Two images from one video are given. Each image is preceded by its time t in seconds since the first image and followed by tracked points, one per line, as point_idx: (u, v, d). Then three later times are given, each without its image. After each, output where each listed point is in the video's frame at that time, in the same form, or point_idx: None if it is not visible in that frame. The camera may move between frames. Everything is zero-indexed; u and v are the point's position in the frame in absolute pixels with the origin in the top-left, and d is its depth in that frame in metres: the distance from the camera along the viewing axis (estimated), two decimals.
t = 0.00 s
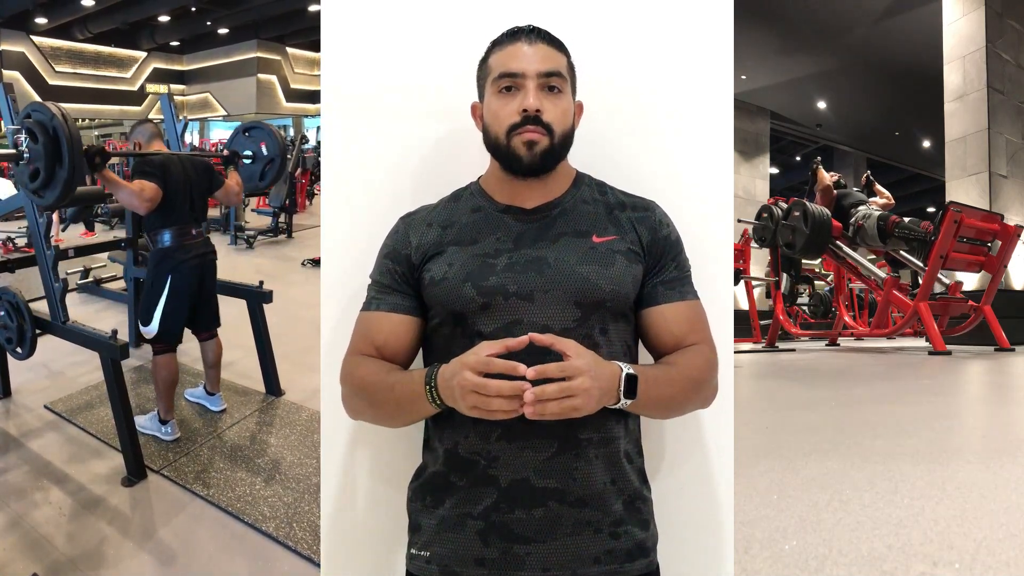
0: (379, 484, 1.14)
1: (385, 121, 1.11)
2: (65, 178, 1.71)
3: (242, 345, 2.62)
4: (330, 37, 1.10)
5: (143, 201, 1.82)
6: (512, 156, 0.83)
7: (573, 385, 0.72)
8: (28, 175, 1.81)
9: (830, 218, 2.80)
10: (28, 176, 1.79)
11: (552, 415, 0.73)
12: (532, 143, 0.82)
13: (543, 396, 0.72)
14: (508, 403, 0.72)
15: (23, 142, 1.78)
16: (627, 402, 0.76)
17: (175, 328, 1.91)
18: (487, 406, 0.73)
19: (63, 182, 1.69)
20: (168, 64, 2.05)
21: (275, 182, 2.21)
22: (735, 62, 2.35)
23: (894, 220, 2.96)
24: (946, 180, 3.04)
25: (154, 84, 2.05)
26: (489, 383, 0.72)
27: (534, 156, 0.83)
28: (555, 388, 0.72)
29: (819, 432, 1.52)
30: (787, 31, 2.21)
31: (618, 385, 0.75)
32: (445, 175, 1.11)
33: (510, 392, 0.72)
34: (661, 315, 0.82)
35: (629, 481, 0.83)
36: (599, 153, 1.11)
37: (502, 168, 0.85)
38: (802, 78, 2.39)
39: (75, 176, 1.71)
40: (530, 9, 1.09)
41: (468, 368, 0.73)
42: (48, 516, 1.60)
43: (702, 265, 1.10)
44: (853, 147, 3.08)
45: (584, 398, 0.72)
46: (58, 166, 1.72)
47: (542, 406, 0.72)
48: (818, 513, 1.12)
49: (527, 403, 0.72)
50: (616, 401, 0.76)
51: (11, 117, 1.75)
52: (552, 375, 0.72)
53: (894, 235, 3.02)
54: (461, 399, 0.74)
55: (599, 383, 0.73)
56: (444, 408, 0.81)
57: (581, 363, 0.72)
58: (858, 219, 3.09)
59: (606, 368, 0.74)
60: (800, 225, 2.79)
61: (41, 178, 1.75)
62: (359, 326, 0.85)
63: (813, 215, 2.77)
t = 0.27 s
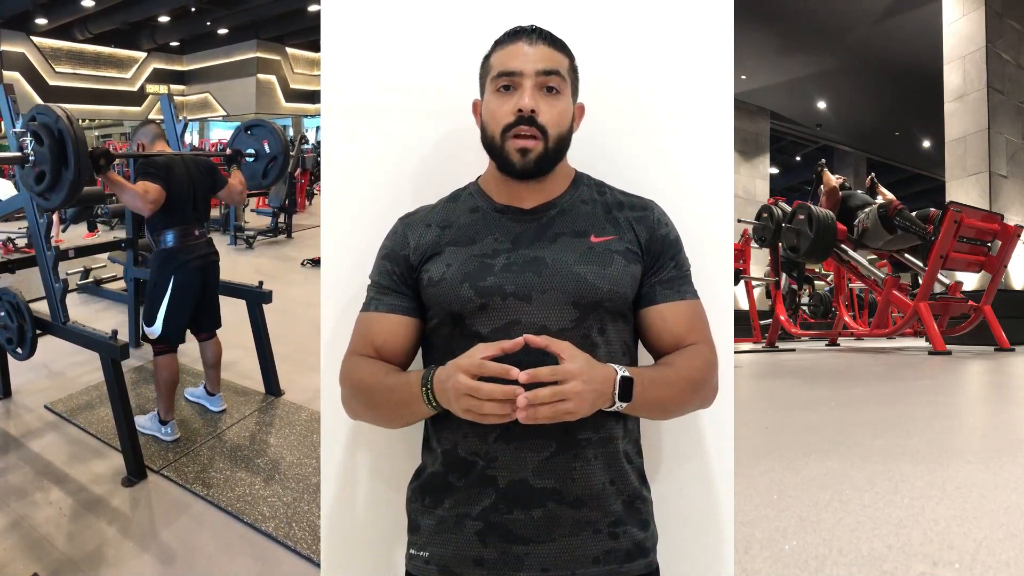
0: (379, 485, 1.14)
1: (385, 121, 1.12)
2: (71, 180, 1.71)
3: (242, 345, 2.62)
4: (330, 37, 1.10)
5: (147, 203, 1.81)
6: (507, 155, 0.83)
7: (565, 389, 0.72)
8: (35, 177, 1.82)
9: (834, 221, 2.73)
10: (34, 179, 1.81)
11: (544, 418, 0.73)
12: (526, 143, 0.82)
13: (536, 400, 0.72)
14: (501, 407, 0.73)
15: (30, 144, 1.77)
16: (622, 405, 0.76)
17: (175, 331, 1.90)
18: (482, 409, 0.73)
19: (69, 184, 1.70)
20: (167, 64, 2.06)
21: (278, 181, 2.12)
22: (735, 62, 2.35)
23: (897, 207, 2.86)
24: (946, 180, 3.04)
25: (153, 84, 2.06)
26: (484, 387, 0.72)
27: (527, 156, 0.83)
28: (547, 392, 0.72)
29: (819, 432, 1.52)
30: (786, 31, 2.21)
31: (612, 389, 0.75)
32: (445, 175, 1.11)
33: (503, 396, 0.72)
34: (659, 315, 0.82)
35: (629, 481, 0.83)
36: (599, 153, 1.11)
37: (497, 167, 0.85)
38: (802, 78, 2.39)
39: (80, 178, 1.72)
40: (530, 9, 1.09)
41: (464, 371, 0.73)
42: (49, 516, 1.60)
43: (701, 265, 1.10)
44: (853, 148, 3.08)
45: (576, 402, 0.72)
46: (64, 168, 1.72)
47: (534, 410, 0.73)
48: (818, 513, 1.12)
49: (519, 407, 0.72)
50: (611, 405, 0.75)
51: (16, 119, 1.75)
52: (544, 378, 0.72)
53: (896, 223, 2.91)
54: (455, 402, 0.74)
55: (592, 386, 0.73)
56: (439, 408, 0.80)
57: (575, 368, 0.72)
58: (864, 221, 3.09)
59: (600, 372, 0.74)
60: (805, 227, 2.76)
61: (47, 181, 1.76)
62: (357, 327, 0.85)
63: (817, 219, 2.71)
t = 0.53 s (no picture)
0: (378, 484, 1.14)
1: (385, 121, 1.12)
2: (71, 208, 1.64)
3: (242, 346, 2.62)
4: (331, 36, 1.10)
5: (147, 225, 1.79)
6: (512, 157, 0.83)
7: (556, 370, 0.70)
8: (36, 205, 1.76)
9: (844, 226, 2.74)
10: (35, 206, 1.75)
11: (536, 401, 0.71)
12: (532, 146, 0.82)
13: (526, 381, 0.70)
14: (489, 388, 0.71)
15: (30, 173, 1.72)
16: (616, 395, 0.74)
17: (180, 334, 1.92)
18: (472, 390, 0.71)
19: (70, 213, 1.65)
20: (167, 65, 2.03)
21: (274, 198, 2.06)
22: (736, 61, 2.35)
23: (903, 196, 2.78)
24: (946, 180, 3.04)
25: (155, 84, 2.03)
26: (471, 367, 0.70)
27: (532, 158, 0.82)
28: (536, 371, 0.70)
29: (819, 432, 1.52)
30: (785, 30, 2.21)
31: (606, 376, 0.73)
32: (445, 175, 1.11)
33: (490, 375, 0.70)
34: (658, 312, 0.80)
35: (628, 481, 0.83)
36: (598, 153, 1.11)
37: (502, 168, 0.85)
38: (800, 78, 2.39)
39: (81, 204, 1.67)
40: (530, 8, 1.09)
41: (452, 352, 0.72)
42: (48, 516, 1.60)
43: (700, 266, 1.10)
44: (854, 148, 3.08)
45: (568, 384, 0.70)
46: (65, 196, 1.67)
47: (525, 391, 0.71)
48: (818, 513, 1.11)
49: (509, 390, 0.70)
50: (604, 393, 0.74)
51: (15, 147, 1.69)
52: (533, 359, 0.71)
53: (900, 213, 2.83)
54: (443, 384, 0.73)
55: (583, 370, 0.71)
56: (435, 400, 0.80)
57: (565, 350, 0.71)
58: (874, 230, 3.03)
59: (592, 358, 0.72)
60: (817, 235, 2.78)
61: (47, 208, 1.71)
62: (357, 323, 0.85)
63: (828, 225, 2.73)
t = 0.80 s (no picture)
0: (378, 485, 1.14)
1: (385, 121, 1.11)
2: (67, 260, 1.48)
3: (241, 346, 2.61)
4: (331, 36, 1.10)
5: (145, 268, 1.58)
6: (510, 157, 0.83)
7: (541, 344, 0.70)
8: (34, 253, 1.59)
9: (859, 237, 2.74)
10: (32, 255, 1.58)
11: (519, 372, 0.72)
12: (529, 147, 0.82)
13: (511, 351, 0.71)
14: (473, 358, 0.71)
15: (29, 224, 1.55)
16: (602, 378, 0.74)
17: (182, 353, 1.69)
18: (460, 360, 0.72)
19: (67, 265, 1.48)
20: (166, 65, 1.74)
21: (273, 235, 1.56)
22: (736, 61, 2.35)
23: (906, 192, 2.78)
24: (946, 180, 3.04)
25: (153, 84, 1.70)
26: (461, 337, 0.71)
27: (530, 158, 0.82)
28: (521, 342, 0.71)
29: (821, 433, 1.52)
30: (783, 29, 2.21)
31: (593, 358, 0.73)
32: (444, 176, 1.11)
33: (474, 346, 0.71)
34: (654, 309, 0.80)
35: (628, 480, 0.83)
36: (598, 153, 1.11)
37: (500, 168, 0.85)
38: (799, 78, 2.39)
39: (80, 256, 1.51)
40: (530, 8, 1.08)
41: (445, 324, 0.72)
42: (48, 517, 1.59)
43: (700, 266, 1.10)
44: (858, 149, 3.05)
45: (552, 360, 0.71)
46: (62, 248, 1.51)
47: (508, 361, 0.72)
48: (819, 513, 1.11)
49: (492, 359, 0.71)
50: (591, 375, 0.73)
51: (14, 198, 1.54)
52: (519, 330, 0.71)
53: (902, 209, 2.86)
54: (435, 357, 0.73)
55: (570, 348, 0.71)
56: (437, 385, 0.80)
57: (552, 326, 0.71)
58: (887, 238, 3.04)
59: (581, 341, 0.72)
60: (830, 245, 2.79)
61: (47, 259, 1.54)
62: (356, 319, 0.84)
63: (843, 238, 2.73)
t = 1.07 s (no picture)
0: (378, 484, 1.14)
1: (385, 122, 1.11)
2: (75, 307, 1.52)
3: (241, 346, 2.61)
4: (331, 37, 1.10)
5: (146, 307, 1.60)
6: (513, 158, 0.83)
7: (522, 329, 0.70)
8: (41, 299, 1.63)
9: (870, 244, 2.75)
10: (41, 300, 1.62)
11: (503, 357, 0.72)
12: (533, 148, 0.82)
13: (493, 333, 0.71)
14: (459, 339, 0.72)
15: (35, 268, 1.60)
16: (588, 369, 0.73)
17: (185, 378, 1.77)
18: (449, 342, 0.72)
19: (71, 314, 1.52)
20: (167, 66, 1.77)
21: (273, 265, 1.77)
22: (736, 61, 2.35)
23: (905, 194, 2.91)
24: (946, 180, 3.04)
25: (155, 85, 1.74)
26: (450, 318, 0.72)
27: (534, 159, 0.82)
28: (503, 324, 0.71)
29: (820, 432, 1.52)
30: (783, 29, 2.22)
31: (578, 349, 0.72)
32: (445, 176, 1.11)
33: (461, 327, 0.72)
34: (650, 306, 0.79)
35: (628, 480, 0.83)
36: (598, 153, 1.11)
37: (503, 169, 0.85)
38: (801, 78, 2.40)
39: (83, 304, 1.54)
40: (531, 9, 1.08)
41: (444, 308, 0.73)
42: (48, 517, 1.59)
43: (700, 266, 1.10)
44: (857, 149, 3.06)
45: (532, 345, 0.71)
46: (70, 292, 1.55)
47: (489, 343, 0.72)
48: (819, 513, 1.11)
49: (474, 342, 0.71)
50: (577, 365, 0.73)
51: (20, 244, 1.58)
52: (502, 313, 0.71)
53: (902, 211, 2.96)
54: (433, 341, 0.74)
55: (553, 336, 0.71)
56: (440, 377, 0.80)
57: (536, 312, 0.71)
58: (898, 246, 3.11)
59: (566, 331, 0.72)
60: (841, 253, 2.79)
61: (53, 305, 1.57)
62: (358, 318, 0.84)
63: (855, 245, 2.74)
